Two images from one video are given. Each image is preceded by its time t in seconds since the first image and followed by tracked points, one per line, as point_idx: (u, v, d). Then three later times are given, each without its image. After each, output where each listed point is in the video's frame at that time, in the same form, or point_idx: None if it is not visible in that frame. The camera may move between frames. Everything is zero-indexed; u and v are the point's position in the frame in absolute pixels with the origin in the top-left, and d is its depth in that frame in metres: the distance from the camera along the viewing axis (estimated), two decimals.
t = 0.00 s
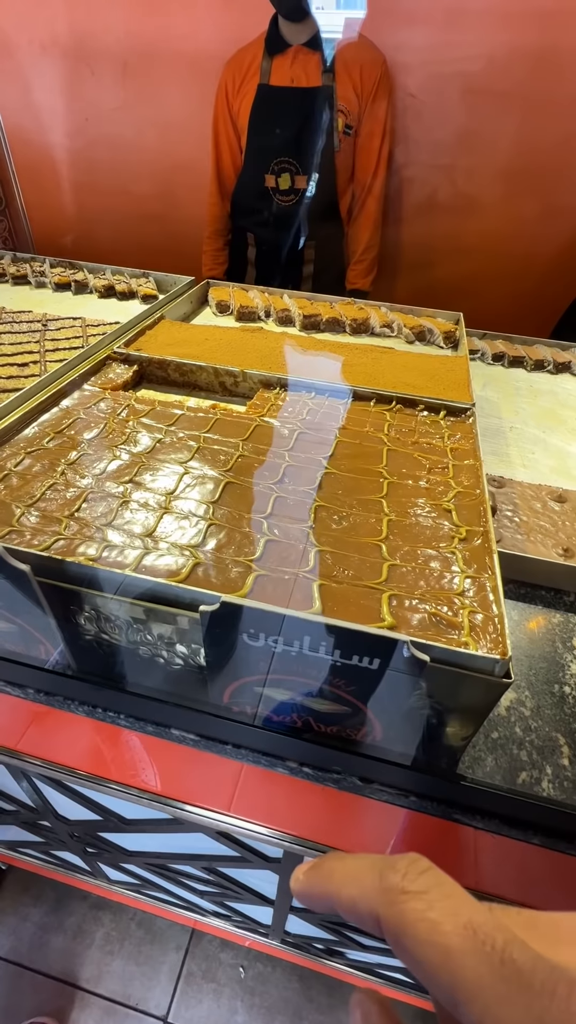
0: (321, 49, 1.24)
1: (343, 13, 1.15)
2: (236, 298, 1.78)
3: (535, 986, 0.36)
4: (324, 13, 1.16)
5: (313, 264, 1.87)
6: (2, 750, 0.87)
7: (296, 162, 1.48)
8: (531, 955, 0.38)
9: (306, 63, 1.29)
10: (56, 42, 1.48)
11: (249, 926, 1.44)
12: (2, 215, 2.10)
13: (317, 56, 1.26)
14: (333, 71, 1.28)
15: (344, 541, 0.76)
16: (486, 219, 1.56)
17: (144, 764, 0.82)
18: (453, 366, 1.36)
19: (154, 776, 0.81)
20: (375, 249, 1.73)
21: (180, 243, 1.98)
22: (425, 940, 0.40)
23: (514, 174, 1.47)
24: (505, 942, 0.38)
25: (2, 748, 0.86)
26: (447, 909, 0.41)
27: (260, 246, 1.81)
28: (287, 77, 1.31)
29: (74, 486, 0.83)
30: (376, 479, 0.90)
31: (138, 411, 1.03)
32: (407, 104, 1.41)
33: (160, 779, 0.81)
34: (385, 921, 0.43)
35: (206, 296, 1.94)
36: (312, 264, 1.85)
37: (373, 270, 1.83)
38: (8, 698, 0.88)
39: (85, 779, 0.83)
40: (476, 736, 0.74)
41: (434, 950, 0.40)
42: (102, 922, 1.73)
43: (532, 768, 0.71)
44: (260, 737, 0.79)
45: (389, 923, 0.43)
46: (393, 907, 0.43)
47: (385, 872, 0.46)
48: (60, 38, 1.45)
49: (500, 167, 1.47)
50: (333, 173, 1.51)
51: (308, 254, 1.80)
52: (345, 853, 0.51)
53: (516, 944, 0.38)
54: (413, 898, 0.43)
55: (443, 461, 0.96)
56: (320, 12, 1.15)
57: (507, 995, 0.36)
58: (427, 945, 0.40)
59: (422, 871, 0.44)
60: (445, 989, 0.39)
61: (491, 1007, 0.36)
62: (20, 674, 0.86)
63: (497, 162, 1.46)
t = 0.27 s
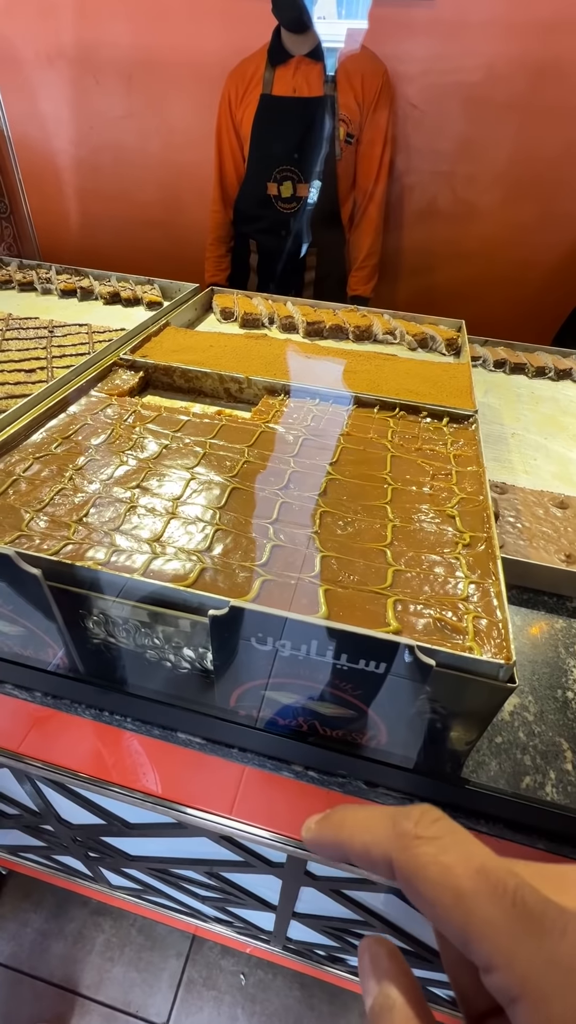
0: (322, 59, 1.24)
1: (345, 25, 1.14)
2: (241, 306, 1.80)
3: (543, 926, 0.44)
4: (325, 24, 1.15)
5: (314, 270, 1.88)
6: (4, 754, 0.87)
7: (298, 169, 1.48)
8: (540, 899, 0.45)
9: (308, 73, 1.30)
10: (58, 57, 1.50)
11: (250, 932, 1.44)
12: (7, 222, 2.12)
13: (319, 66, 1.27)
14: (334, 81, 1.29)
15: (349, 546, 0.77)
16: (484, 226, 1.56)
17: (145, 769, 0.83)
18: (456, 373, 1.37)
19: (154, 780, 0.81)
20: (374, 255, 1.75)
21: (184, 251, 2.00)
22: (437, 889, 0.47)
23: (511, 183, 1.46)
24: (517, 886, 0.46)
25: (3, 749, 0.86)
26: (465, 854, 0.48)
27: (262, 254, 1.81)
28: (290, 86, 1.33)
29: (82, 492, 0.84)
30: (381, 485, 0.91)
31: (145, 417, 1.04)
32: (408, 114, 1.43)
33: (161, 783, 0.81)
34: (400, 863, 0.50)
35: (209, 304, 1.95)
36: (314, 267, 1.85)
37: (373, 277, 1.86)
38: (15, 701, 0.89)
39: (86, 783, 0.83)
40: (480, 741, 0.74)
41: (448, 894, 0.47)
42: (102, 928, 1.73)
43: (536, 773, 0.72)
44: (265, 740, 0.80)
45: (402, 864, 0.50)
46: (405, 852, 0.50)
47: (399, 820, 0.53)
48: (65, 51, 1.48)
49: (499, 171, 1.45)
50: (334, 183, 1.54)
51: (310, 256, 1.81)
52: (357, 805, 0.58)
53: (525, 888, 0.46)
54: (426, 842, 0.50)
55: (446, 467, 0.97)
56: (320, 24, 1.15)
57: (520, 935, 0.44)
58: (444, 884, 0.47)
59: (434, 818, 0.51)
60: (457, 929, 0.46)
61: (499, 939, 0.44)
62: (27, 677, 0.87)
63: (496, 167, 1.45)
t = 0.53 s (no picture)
0: (325, 70, 1.23)
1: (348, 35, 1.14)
2: (246, 312, 1.81)
3: (545, 933, 0.44)
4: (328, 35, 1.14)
5: (317, 277, 1.83)
6: (7, 755, 0.88)
7: (300, 178, 1.46)
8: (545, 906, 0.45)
9: (311, 85, 1.28)
10: (66, 66, 1.53)
11: (253, 938, 1.44)
12: (14, 228, 2.14)
13: (322, 75, 1.25)
14: (337, 93, 1.27)
15: (355, 549, 0.77)
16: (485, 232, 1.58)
17: (146, 772, 0.83)
18: (460, 379, 1.38)
19: (156, 783, 0.82)
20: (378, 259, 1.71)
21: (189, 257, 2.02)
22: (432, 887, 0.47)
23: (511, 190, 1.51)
24: (519, 893, 0.45)
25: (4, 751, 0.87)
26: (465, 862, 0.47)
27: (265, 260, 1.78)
28: (293, 96, 1.33)
29: (90, 495, 0.85)
30: (386, 489, 0.91)
31: (151, 422, 1.05)
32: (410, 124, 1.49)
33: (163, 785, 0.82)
34: (400, 869, 0.50)
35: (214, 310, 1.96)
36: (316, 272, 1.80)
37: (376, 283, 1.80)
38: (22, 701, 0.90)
39: (88, 785, 0.84)
40: (485, 743, 0.75)
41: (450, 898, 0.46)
42: (103, 934, 1.72)
43: (541, 776, 0.72)
44: (271, 743, 0.80)
45: (402, 868, 0.50)
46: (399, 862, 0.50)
47: (399, 823, 0.52)
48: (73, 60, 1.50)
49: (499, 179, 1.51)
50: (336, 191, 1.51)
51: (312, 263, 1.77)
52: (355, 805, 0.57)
53: (529, 896, 0.46)
54: (427, 847, 0.49)
55: (450, 472, 0.97)
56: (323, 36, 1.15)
57: (521, 940, 0.44)
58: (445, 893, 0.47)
59: (436, 822, 0.51)
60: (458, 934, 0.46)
61: (501, 945, 0.44)
62: (34, 677, 0.88)
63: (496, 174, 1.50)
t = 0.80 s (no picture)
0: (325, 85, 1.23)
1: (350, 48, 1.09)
2: (248, 322, 1.84)
3: None
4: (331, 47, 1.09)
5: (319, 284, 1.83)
6: (12, 758, 0.90)
7: (301, 188, 1.51)
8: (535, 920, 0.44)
9: (312, 98, 1.29)
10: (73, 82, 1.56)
11: (252, 944, 1.45)
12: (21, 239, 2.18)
13: (322, 89, 1.25)
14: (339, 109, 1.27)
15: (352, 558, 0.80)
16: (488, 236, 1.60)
17: (148, 778, 0.85)
18: (458, 390, 1.40)
19: (156, 787, 0.84)
20: (379, 264, 1.71)
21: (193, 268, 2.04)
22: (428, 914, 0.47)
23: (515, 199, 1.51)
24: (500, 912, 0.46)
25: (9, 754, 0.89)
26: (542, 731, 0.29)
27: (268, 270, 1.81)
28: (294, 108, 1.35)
29: (94, 504, 0.88)
30: (382, 499, 0.93)
31: (155, 432, 1.08)
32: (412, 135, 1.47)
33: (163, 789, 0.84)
34: (453, 695, 0.29)
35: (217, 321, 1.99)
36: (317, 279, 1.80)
37: (377, 291, 1.81)
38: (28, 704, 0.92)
39: (90, 787, 0.86)
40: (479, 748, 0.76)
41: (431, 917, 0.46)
42: (103, 940, 1.73)
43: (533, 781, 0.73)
44: (270, 747, 0.82)
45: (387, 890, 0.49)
46: (459, 687, 0.29)
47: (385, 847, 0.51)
48: (79, 76, 1.54)
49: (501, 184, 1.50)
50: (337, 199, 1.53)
51: (313, 271, 1.76)
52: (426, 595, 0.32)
53: None
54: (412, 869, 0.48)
55: (447, 482, 1.00)
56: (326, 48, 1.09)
57: None
58: (493, 750, 0.29)
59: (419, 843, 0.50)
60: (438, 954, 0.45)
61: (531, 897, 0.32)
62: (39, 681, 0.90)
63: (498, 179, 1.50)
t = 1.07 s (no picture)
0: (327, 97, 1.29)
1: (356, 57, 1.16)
2: (252, 334, 1.93)
3: None
4: (336, 58, 1.18)
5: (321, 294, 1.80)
6: (18, 758, 0.91)
7: (304, 198, 1.49)
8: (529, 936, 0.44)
9: (315, 110, 1.35)
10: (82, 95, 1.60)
11: (251, 949, 1.46)
12: (30, 249, 2.23)
13: (324, 101, 1.31)
14: (339, 117, 1.32)
15: (351, 563, 0.82)
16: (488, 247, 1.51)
17: (149, 778, 0.87)
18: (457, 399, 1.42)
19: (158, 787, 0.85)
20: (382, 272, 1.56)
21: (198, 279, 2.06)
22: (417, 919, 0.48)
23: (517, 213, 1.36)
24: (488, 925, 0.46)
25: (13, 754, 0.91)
26: (569, 467, 0.35)
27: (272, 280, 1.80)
28: (297, 121, 1.40)
29: (100, 509, 0.91)
30: (381, 506, 0.95)
31: (159, 439, 1.10)
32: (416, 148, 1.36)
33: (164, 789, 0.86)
34: (485, 421, 0.35)
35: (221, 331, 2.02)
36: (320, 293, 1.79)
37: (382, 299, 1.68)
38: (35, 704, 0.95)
39: (93, 786, 0.87)
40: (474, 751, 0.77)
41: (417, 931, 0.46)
42: (104, 944, 1.74)
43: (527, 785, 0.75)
44: (269, 748, 0.84)
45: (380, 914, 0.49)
46: (496, 412, 0.35)
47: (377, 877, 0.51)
48: (90, 90, 1.58)
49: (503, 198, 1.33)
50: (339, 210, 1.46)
51: (316, 280, 1.72)
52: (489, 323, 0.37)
53: None
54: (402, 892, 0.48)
55: (444, 490, 1.01)
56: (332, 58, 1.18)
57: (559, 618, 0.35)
58: (517, 477, 0.35)
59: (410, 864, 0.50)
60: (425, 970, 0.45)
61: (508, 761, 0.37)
62: (45, 681, 0.93)
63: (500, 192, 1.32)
